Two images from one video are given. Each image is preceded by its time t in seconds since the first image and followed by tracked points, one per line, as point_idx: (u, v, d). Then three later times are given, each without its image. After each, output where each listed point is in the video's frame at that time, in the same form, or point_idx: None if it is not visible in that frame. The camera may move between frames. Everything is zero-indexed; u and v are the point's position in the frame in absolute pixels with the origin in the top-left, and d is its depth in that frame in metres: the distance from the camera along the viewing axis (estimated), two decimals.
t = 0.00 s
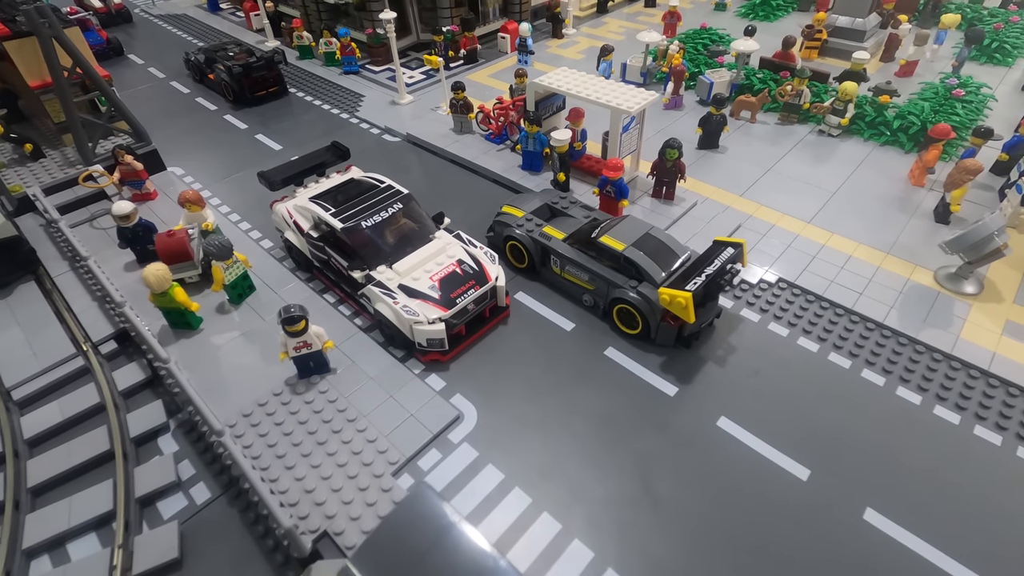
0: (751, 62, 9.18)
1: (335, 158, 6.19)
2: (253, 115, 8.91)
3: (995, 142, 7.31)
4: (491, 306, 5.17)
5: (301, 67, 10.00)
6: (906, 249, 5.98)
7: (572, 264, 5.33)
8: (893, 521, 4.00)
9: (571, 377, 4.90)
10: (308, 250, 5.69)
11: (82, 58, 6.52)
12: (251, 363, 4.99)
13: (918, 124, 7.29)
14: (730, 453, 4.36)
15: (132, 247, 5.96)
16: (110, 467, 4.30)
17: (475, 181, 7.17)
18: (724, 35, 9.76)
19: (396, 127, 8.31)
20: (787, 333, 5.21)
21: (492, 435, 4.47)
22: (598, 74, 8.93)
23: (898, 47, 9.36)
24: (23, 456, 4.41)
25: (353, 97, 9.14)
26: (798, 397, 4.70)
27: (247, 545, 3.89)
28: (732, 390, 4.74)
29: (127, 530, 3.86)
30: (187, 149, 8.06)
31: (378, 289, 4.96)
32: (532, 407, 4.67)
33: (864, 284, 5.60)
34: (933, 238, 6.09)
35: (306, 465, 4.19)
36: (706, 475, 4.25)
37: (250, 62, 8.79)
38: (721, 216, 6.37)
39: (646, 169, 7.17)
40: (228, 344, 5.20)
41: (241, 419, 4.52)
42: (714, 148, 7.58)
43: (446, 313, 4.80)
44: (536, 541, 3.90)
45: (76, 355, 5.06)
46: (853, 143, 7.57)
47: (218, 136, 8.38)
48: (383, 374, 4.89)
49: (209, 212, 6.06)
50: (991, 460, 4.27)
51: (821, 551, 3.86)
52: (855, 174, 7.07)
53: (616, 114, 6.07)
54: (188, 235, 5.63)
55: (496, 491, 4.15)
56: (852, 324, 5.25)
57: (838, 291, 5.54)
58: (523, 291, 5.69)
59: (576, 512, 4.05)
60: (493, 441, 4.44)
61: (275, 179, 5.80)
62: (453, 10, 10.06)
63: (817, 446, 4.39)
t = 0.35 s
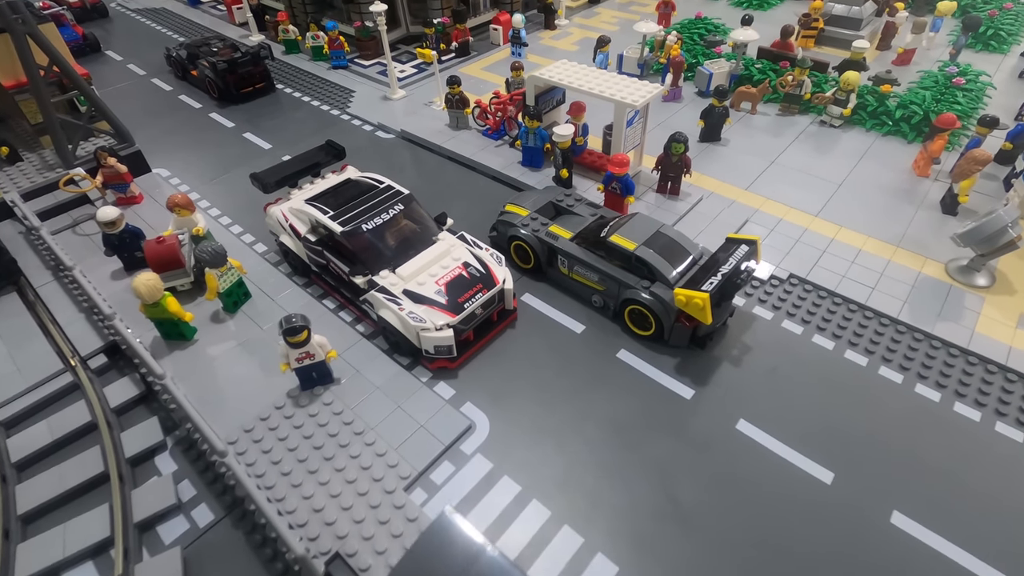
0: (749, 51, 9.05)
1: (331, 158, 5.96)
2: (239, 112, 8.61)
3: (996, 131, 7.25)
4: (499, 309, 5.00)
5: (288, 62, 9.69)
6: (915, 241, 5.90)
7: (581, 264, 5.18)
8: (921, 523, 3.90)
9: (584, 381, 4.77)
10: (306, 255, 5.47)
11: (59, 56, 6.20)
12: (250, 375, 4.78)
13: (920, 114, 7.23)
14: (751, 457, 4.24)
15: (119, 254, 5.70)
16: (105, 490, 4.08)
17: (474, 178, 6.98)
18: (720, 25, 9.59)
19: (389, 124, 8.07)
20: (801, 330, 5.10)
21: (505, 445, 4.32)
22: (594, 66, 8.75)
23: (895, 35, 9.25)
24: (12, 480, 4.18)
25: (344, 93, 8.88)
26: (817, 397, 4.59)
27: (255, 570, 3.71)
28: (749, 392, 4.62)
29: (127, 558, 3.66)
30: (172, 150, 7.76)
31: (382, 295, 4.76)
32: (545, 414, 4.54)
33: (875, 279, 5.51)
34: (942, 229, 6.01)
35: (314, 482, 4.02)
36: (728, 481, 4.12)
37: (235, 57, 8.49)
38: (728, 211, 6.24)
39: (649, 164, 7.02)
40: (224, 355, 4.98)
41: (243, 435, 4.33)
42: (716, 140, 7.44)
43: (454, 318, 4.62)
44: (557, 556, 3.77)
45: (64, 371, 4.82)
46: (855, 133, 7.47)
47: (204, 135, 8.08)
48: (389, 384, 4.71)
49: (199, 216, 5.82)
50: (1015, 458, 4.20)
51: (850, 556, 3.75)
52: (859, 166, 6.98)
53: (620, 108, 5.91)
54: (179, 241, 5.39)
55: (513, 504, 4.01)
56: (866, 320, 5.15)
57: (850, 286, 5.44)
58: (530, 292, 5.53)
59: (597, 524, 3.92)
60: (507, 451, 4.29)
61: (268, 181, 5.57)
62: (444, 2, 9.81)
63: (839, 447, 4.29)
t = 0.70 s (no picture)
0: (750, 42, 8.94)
1: (332, 158, 5.78)
2: (230, 111, 8.36)
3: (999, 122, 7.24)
4: (512, 312, 4.88)
5: (278, 57, 9.43)
6: (926, 235, 5.85)
7: (593, 265, 5.07)
8: (950, 524, 3.85)
9: (602, 385, 4.67)
10: (309, 259, 5.30)
11: (43, 54, 5.93)
12: (257, 386, 4.63)
13: (924, 105, 7.18)
14: (775, 460, 4.17)
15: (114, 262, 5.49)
16: (111, 511, 3.92)
17: (477, 177, 6.82)
18: (719, 17, 9.36)
19: (387, 120, 7.88)
20: (817, 328, 5.04)
21: (525, 454, 4.22)
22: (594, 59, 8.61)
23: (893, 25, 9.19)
24: (10, 504, 3.99)
25: (338, 89, 8.66)
26: (838, 397, 4.53)
27: None
28: (770, 392, 4.55)
29: None
30: (162, 151, 7.51)
31: (391, 300, 4.61)
32: (564, 420, 4.43)
33: (889, 274, 5.46)
34: (952, 222, 5.97)
35: (330, 498, 3.90)
36: (754, 485, 4.04)
37: (225, 53, 8.24)
38: (737, 206, 6.15)
39: (655, 159, 6.92)
40: (228, 366, 4.81)
41: (253, 449, 4.19)
42: (721, 134, 7.34)
43: (469, 324, 4.49)
44: (585, 568, 3.67)
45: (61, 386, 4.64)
46: (859, 125, 7.41)
47: (195, 134, 7.84)
48: (401, 392, 4.58)
49: (196, 220, 5.63)
50: None
51: (882, 560, 3.68)
52: (866, 158, 6.92)
53: (628, 104, 5.78)
54: (177, 247, 5.20)
55: (537, 515, 3.91)
56: (882, 316, 5.10)
57: (863, 282, 5.39)
58: (541, 294, 5.41)
59: (623, 532, 3.83)
60: (528, 460, 4.19)
61: (268, 184, 5.38)
62: None
63: (864, 448, 4.22)
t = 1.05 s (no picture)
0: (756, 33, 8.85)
1: (339, 159, 5.58)
2: (224, 109, 8.11)
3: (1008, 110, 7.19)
4: (532, 317, 4.75)
5: (272, 53, 9.16)
6: (944, 227, 5.79)
7: (614, 265, 4.95)
8: (990, 526, 3.78)
9: (627, 390, 4.56)
10: (319, 265, 5.12)
11: (31, 54, 5.66)
12: (272, 399, 4.47)
13: (934, 95, 7.11)
14: (809, 464, 4.08)
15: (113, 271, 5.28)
16: (126, 536, 3.76)
17: (485, 175, 6.66)
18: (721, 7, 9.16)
19: (388, 117, 7.68)
20: (842, 326, 4.96)
21: (554, 464, 4.11)
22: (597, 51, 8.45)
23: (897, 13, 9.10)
24: (19, 531, 3.81)
25: (335, 85, 8.43)
26: (868, 397, 4.45)
27: None
28: (798, 393, 4.47)
29: None
30: (156, 152, 7.26)
31: (410, 307, 4.46)
32: (591, 427, 4.32)
33: (909, 268, 5.40)
34: (968, 214, 5.91)
35: (356, 515, 3.77)
36: (789, 491, 3.96)
37: (217, 50, 7.98)
38: (752, 201, 6.05)
39: (666, 154, 6.80)
40: (240, 378, 4.64)
41: (272, 466, 4.04)
42: (730, 127, 7.23)
43: (491, 330, 4.35)
44: None
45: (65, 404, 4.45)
46: (869, 116, 7.32)
47: (190, 135, 7.59)
48: (422, 401, 4.44)
49: (198, 225, 5.43)
50: None
51: (924, 565, 3.61)
52: (877, 150, 6.84)
53: (642, 98, 5.63)
54: (181, 255, 5.00)
55: (571, 527, 3.80)
56: (906, 312, 5.03)
57: (884, 277, 5.32)
58: (558, 295, 5.28)
59: (660, 543, 3.74)
60: (557, 470, 4.08)
61: (274, 187, 5.18)
62: None
63: (898, 448, 4.15)
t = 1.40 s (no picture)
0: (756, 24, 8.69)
1: (343, 160, 5.45)
2: (218, 109, 7.92)
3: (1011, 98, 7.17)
4: (548, 319, 4.67)
5: (264, 51, 8.96)
6: (955, 218, 5.76)
7: (628, 264, 4.87)
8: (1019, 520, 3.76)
9: (647, 391, 4.50)
10: (327, 270, 5.00)
11: (19, 56, 5.45)
12: (285, 410, 4.36)
13: (938, 84, 7.07)
14: (834, 462, 4.04)
15: (113, 280, 5.13)
16: (141, 556, 3.65)
17: (489, 173, 6.55)
18: None
19: (387, 115, 7.53)
20: (858, 320, 4.92)
21: (577, 470, 4.04)
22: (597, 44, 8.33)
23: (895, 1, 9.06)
24: (29, 554, 3.69)
25: (331, 83, 8.26)
26: (890, 392, 4.41)
27: None
28: (820, 390, 4.43)
29: None
30: (150, 155, 7.08)
31: (424, 312, 4.36)
32: (612, 430, 4.26)
33: (923, 260, 5.37)
34: (978, 204, 5.89)
35: (379, 528, 3.69)
36: (816, 490, 3.92)
37: (210, 49, 7.78)
38: (762, 195, 5.99)
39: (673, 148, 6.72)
40: (250, 388, 4.53)
41: (289, 479, 3.94)
42: (735, 119, 7.16)
43: (508, 334, 4.26)
44: None
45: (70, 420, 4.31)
46: (873, 106, 7.28)
47: (184, 137, 7.41)
48: (439, 408, 4.35)
49: (200, 231, 5.28)
50: None
51: (955, 562, 3.58)
52: (883, 140, 6.81)
53: (651, 93, 5.54)
54: (184, 262, 4.86)
55: (598, 534, 3.74)
56: (922, 304, 5.00)
57: (898, 270, 5.28)
58: (571, 295, 5.20)
59: (690, 547, 3.69)
60: (580, 475, 4.01)
61: (278, 191, 5.05)
62: None
63: (922, 444, 4.12)
